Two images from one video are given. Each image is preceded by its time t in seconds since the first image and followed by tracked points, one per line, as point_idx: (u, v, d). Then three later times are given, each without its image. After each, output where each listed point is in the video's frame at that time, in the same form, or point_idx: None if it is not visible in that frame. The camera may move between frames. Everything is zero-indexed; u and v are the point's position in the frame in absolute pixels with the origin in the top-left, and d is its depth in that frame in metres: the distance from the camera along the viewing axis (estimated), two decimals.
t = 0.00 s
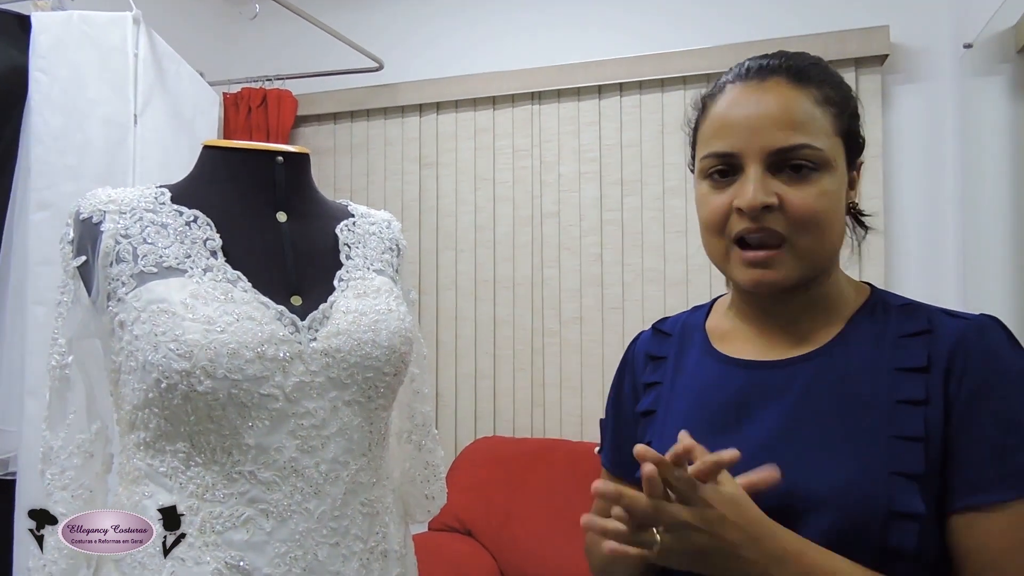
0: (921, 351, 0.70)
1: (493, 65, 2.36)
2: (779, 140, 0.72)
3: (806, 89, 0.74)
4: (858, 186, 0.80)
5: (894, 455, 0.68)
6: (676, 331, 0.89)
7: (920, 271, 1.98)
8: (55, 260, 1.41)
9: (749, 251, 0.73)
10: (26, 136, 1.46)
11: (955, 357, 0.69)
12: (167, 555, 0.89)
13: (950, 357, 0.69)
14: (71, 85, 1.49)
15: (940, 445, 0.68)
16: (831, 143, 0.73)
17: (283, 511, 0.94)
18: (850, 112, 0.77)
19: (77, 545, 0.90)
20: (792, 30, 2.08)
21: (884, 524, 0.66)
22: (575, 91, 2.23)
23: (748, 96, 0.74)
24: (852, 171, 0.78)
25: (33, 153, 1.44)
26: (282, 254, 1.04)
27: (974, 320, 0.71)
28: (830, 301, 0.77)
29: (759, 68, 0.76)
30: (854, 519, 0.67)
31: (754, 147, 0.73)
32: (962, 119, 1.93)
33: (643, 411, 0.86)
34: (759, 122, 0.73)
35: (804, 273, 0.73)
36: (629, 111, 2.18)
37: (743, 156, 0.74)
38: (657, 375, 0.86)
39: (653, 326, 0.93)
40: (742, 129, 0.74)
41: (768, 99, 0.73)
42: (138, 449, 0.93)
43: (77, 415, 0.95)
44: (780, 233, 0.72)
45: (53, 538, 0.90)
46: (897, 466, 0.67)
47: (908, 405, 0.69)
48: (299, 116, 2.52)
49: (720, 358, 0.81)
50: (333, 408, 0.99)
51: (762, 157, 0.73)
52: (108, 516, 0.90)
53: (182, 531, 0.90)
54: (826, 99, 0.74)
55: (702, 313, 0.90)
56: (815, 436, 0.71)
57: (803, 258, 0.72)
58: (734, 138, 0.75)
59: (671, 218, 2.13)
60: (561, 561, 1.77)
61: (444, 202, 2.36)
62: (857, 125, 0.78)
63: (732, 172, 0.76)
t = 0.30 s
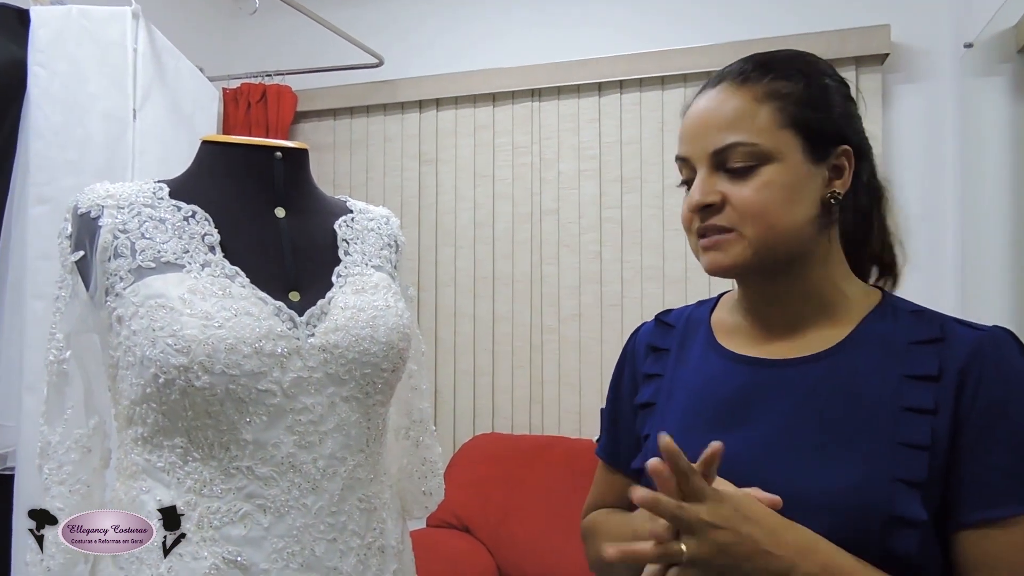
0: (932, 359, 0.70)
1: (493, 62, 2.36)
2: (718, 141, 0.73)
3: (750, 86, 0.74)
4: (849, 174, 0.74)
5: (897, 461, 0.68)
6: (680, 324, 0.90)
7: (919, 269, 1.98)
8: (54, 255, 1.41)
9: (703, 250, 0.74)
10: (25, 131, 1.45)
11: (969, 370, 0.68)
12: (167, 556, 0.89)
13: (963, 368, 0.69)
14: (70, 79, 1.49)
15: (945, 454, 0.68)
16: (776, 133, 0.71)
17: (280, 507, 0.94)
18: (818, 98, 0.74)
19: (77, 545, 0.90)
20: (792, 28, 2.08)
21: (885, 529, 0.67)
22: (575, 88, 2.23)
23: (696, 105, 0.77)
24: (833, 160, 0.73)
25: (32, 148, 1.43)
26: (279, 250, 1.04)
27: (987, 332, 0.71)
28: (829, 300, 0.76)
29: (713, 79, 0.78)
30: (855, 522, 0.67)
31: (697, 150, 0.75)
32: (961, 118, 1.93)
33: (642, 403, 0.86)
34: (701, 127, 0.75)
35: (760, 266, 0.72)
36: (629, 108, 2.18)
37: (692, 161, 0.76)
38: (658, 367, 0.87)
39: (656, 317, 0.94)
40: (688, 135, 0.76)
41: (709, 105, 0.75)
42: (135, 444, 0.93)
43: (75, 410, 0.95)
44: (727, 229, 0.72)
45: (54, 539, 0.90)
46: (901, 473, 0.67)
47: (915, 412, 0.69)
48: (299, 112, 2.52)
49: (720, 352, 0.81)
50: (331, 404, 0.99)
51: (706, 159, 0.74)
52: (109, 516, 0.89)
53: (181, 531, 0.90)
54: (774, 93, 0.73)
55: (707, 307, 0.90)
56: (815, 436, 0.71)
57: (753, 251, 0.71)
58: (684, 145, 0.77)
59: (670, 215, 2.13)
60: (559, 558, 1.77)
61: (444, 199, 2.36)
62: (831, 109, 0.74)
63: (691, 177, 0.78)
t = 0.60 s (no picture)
0: (938, 365, 0.69)
1: (493, 60, 2.36)
2: (704, 155, 0.74)
3: (730, 97, 0.74)
4: (847, 171, 0.72)
5: (891, 463, 0.68)
6: (691, 317, 0.91)
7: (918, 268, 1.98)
8: (54, 253, 1.41)
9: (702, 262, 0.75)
10: (25, 129, 1.45)
11: (976, 380, 0.67)
12: (167, 556, 0.89)
13: (969, 376, 0.68)
14: (70, 77, 1.49)
15: (942, 460, 0.68)
16: (757, 142, 0.71)
17: (281, 505, 0.94)
18: (804, 99, 0.72)
19: (77, 544, 0.90)
20: (791, 26, 2.08)
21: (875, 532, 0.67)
22: (575, 86, 2.23)
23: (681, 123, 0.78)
24: (826, 160, 0.72)
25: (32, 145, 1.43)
26: (280, 249, 1.04)
27: (1000, 341, 0.69)
28: (838, 300, 0.75)
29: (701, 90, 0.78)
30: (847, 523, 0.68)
31: (685, 166, 0.76)
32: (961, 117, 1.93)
33: (648, 394, 0.87)
34: (686, 144, 0.76)
35: (755, 275, 0.72)
36: (628, 106, 2.18)
37: (684, 176, 0.77)
38: (666, 358, 0.88)
39: (670, 310, 0.95)
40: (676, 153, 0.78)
41: (692, 122, 0.76)
42: (136, 442, 0.93)
43: (76, 408, 0.95)
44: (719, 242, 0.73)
45: (53, 539, 0.90)
46: (896, 478, 0.67)
47: (915, 417, 0.68)
48: (298, 110, 2.52)
49: (727, 346, 0.82)
50: (331, 402, 1.00)
51: (695, 173, 0.75)
52: (109, 516, 0.89)
53: (182, 531, 0.90)
54: (756, 101, 0.73)
55: (721, 302, 0.91)
56: (813, 435, 0.71)
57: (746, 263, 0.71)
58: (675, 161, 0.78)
59: (670, 213, 2.13)
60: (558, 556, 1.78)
61: (443, 197, 2.36)
62: (820, 108, 0.72)
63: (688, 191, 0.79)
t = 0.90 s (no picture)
0: (942, 384, 0.68)
1: (492, 62, 2.36)
2: (701, 176, 0.74)
3: (723, 115, 0.73)
4: (851, 181, 0.72)
5: (885, 485, 0.68)
6: (707, 312, 0.92)
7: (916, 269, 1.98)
8: (55, 257, 1.41)
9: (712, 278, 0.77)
10: (25, 134, 1.44)
11: (978, 401, 0.67)
12: (167, 556, 0.89)
13: (973, 398, 0.67)
14: (69, 80, 1.49)
15: (938, 479, 0.68)
16: (755, 161, 0.71)
17: (281, 506, 0.95)
18: (802, 111, 0.71)
19: (77, 545, 0.91)
20: (789, 28, 2.08)
21: (865, 549, 0.68)
22: (574, 88, 2.24)
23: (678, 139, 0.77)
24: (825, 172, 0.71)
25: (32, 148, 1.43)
26: (281, 252, 1.05)
27: (1012, 359, 0.68)
28: (850, 308, 0.75)
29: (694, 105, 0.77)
30: (841, 538, 0.68)
31: (685, 185, 0.76)
32: (958, 118, 1.94)
33: (657, 387, 0.89)
34: (684, 163, 0.75)
35: (763, 292, 0.73)
36: (627, 108, 2.19)
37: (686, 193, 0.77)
38: (676, 353, 0.90)
39: (686, 303, 0.95)
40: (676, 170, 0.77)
41: (688, 139, 0.75)
42: (137, 444, 0.94)
43: (77, 410, 0.95)
44: (725, 261, 0.74)
45: (54, 539, 0.90)
46: (890, 498, 0.67)
47: (914, 437, 0.68)
48: (298, 112, 2.52)
49: (736, 346, 0.83)
50: (333, 404, 1.00)
51: (695, 193, 0.75)
52: (109, 516, 0.90)
53: (182, 531, 0.90)
54: (749, 118, 0.72)
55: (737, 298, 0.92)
56: (813, 437, 0.72)
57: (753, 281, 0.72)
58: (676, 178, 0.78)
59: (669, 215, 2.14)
60: (558, 558, 1.78)
61: (443, 199, 2.37)
62: (819, 119, 0.71)
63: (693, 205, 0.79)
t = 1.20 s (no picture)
0: (931, 374, 0.68)
1: (492, 49, 2.35)
2: (704, 164, 0.73)
3: (730, 104, 0.72)
4: (855, 176, 0.71)
5: (869, 472, 0.67)
6: (704, 301, 0.93)
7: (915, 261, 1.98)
8: (54, 243, 1.41)
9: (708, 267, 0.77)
10: (22, 118, 1.40)
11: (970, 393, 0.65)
12: (167, 556, 0.90)
13: (962, 390, 0.66)
14: (68, 64, 1.47)
15: (924, 471, 0.67)
16: (760, 154, 0.70)
17: (282, 494, 0.95)
18: (809, 104, 0.71)
19: (77, 544, 0.91)
20: (790, 17, 2.07)
21: (847, 536, 0.67)
22: (574, 76, 2.22)
23: (683, 124, 0.76)
24: (830, 167, 0.71)
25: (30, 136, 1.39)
26: (281, 240, 1.04)
27: (1004, 351, 0.67)
28: (842, 298, 0.75)
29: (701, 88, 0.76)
30: (825, 525, 0.68)
31: (687, 172, 0.75)
32: (959, 108, 1.93)
33: (655, 374, 0.90)
34: (688, 150, 0.74)
35: (759, 284, 0.74)
36: (628, 97, 2.18)
37: (686, 180, 0.76)
38: (675, 341, 0.91)
39: (685, 291, 0.97)
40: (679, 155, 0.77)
41: (693, 125, 0.74)
42: (138, 431, 0.94)
43: (78, 397, 0.95)
44: (724, 251, 0.74)
45: (54, 536, 0.91)
46: (874, 485, 0.67)
47: (900, 426, 0.67)
48: (296, 99, 2.51)
49: (731, 334, 0.84)
50: (333, 392, 1.00)
51: (696, 181, 0.74)
52: (109, 516, 0.90)
53: (182, 532, 0.90)
54: (756, 109, 0.71)
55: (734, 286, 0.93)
56: (802, 422, 0.72)
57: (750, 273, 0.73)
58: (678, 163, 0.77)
59: (668, 204, 2.13)
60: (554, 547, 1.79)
61: (442, 187, 2.36)
62: (826, 113, 0.71)
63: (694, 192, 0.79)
